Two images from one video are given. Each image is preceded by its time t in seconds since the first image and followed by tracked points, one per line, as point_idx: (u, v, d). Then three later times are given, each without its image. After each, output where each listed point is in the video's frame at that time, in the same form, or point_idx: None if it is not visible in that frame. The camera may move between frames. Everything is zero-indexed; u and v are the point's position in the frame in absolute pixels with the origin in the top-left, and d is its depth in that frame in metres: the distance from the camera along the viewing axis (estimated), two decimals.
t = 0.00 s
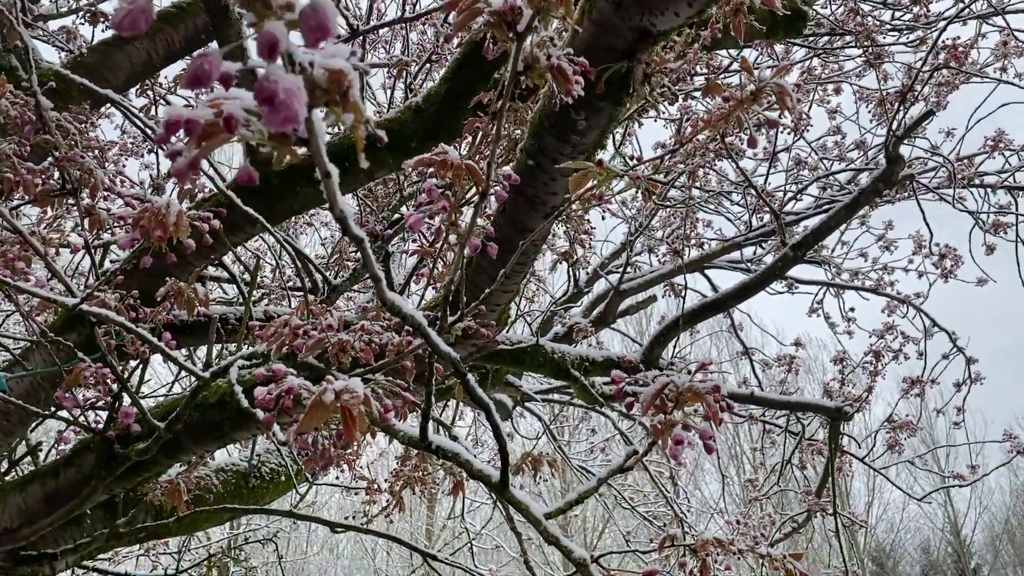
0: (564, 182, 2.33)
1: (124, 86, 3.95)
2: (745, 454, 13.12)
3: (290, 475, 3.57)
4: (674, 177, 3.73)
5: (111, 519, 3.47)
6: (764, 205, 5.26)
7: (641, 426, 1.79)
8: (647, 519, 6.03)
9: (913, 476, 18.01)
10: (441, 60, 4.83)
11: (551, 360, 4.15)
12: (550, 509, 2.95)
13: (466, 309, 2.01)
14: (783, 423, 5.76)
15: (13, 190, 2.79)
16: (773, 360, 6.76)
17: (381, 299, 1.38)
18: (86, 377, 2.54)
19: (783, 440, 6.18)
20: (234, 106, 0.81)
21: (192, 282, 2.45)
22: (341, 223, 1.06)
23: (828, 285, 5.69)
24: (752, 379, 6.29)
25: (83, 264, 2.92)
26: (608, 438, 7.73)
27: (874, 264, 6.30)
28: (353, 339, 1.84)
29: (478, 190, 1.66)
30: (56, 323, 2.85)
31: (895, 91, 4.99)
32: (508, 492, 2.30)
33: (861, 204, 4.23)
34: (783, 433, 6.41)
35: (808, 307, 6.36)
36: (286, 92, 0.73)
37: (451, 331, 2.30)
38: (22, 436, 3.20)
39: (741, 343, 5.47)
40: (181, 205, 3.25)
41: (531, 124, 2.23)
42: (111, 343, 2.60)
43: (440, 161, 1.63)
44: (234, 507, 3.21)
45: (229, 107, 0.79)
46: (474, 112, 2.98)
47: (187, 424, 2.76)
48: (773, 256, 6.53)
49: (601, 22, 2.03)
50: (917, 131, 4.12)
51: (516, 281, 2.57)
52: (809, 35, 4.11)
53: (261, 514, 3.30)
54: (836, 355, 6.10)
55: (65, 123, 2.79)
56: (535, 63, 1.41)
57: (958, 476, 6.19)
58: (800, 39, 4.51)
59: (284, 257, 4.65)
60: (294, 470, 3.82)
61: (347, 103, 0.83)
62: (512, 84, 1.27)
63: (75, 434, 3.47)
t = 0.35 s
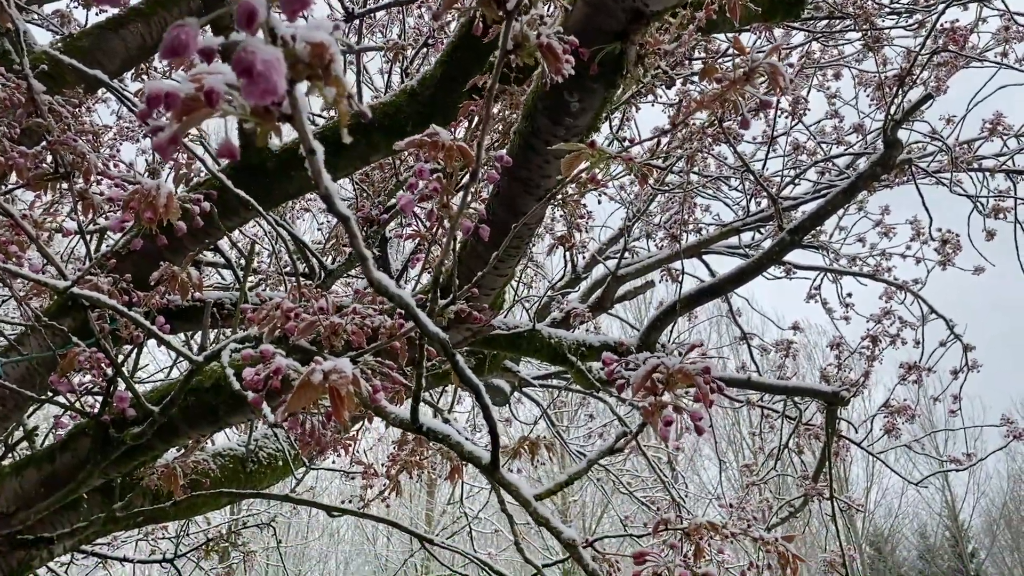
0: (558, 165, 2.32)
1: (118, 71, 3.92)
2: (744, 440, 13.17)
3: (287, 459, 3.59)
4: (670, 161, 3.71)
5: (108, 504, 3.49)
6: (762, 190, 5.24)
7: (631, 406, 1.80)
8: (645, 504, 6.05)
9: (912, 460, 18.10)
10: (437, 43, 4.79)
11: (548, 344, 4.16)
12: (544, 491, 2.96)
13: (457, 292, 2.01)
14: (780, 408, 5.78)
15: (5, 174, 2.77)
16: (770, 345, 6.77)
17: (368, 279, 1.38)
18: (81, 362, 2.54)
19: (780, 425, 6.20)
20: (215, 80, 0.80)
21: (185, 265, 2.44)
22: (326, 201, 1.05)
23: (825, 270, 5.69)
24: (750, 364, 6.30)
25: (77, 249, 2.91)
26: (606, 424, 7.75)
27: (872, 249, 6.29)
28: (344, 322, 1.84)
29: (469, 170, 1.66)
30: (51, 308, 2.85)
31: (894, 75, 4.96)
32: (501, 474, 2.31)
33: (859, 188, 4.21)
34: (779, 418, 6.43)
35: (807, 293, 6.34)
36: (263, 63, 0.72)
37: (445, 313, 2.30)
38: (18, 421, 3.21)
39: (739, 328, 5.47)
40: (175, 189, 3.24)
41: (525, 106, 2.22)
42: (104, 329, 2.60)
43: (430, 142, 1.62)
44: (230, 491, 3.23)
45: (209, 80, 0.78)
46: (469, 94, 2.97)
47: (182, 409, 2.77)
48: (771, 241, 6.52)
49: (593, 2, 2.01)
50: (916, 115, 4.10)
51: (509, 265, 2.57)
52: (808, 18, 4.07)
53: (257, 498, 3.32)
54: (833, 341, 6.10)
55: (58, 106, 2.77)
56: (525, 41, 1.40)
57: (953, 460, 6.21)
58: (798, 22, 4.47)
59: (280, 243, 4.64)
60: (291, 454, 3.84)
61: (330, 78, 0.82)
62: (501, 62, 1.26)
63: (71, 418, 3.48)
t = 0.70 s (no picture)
0: (552, 148, 2.31)
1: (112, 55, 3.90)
2: (743, 426, 13.19)
3: (283, 444, 3.60)
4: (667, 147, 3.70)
5: (106, 488, 3.50)
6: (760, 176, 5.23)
7: (622, 389, 1.80)
8: (642, 489, 6.08)
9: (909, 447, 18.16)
10: (434, 28, 4.75)
11: (544, 330, 4.15)
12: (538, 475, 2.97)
13: (450, 276, 2.01)
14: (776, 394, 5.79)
15: None
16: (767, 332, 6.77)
17: (358, 260, 1.38)
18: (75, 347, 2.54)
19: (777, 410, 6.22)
20: (200, 53, 0.80)
21: (178, 250, 2.43)
22: (313, 179, 1.05)
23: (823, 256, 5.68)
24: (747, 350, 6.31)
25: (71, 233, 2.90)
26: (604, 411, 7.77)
27: (871, 235, 6.28)
28: (336, 306, 1.85)
29: (460, 152, 1.65)
30: (46, 294, 2.84)
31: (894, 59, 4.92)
32: (494, 457, 2.32)
33: (857, 173, 4.20)
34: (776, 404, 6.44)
35: (805, 279, 6.33)
36: (245, 33, 0.71)
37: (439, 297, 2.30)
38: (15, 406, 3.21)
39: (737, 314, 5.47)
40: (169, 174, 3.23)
41: (519, 89, 2.21)
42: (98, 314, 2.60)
43: (421, 124, 1.61)
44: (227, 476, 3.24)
45: (193, 53, 0.78)
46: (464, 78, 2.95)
47: (177, 393, 2.77)
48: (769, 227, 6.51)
49: None
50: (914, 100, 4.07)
51: (502, 249, 2.57)
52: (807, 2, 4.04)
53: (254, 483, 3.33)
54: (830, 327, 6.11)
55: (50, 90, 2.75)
56: (515, 21, 1.39)
57: (950, 446, 6.23)
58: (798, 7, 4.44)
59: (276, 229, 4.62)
60: (289, 440, 3.85)
61: (314, 51, 0.81)
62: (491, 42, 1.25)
63: (68, 403, 3.49)
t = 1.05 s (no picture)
0: (547, 131, 2.30)
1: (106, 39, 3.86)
2: (741, 413, 13.21)
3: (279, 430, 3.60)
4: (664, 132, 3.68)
5: (103, 473, 3.51)
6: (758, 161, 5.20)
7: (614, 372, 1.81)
8: (639, 475, 6.11)
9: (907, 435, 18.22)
10: (431, 13, 4.71)
11: (540, 316, 4.15)
12: (534, 459, 2.98)
13: (443, 260, 2.00)
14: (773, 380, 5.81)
15: None
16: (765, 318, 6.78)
17: (347, 242, 1.37)
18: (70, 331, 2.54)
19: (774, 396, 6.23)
20: (180, 28, 0.79)
21: (172, 234, 2.42)
22: (299, 158, 1.05)
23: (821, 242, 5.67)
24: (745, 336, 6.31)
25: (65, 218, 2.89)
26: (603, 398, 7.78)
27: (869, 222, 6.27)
28: (330, 289, 1.85)
29: (452, 132, 1.64)
30: (41, 278, 2.84)
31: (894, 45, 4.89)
32: (488, 441, 2.33)
33: (855, 159, 4.18)
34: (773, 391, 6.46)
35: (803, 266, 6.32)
36: (222, 4, 0.70)
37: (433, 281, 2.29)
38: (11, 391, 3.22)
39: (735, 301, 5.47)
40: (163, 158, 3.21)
41: (513, 71, 2.19)
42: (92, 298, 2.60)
43: (413, 105, 1.60)
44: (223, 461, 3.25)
45: (173, 27, 0.77)
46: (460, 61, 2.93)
47: (172, 378, 2.78)
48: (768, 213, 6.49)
49: None
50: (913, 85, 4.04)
51: (497, 232, 2.56)
52: None
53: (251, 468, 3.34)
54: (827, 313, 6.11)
55: (42, 73, 2.73)
56: (507, 1, 1.37)
57: (946, 431, 6.25)
58: None
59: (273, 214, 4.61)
60: (285, 425, 3.86)
61: (297, 25, 0.80)
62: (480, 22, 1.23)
63: (64, 388, 3.50)
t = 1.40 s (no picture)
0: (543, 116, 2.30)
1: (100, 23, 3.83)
2: (738, 400, 13.24)
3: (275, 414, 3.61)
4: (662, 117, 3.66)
5: (99, 457, 3.53)
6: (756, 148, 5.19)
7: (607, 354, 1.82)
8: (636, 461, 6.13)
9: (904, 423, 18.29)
10: None
11: (537, 302, 4.15)
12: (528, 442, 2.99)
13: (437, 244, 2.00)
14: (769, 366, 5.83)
15: None
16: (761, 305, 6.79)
17: (340, 224, 1.37)
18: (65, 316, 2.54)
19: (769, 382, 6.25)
20: (165, 5, 0.78)
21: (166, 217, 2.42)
22: (290, 139, 1.04)
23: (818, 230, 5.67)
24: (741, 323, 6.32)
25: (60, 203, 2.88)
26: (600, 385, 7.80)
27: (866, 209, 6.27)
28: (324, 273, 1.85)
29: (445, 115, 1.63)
30: (35, 263, 2.83)
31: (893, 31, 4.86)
32: (482, 425, 2.34)
33: (852, 146, 4.17)
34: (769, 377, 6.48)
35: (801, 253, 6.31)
36: None
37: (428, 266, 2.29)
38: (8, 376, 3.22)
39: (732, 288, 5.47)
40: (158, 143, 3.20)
41: (508, 54, 2.18)
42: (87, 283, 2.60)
43: (406, 88, 1.59)
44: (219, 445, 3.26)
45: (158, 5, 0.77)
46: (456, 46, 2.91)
47: (168, 362, 2.79)
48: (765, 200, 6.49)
49: None
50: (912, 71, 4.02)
51: (492, 217, 2.56)
52: None
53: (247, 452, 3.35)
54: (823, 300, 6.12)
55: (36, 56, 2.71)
56: None
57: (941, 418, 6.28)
58: None
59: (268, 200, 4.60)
60: (282, 410, 3.87)
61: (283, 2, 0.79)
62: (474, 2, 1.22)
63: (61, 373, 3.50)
